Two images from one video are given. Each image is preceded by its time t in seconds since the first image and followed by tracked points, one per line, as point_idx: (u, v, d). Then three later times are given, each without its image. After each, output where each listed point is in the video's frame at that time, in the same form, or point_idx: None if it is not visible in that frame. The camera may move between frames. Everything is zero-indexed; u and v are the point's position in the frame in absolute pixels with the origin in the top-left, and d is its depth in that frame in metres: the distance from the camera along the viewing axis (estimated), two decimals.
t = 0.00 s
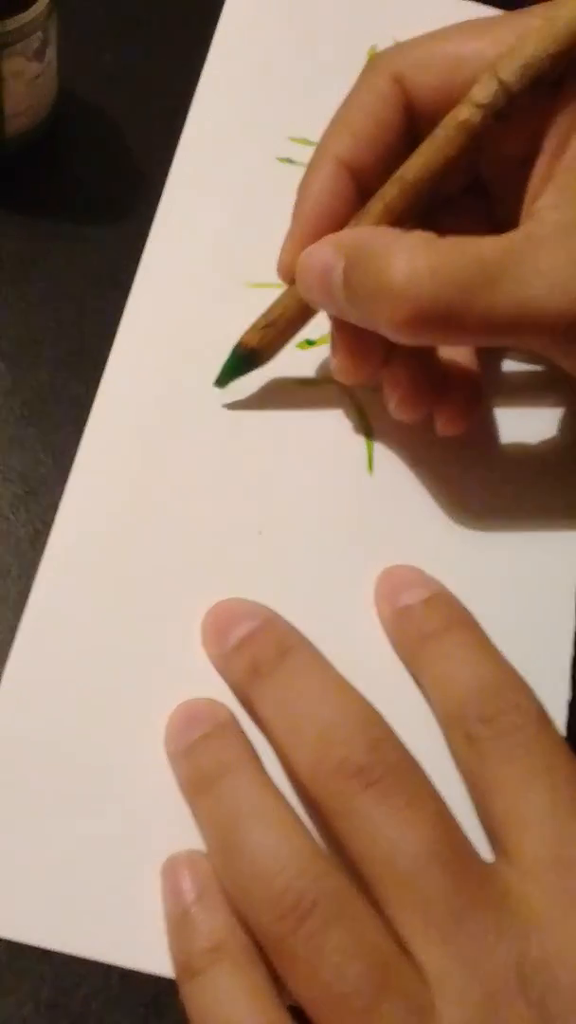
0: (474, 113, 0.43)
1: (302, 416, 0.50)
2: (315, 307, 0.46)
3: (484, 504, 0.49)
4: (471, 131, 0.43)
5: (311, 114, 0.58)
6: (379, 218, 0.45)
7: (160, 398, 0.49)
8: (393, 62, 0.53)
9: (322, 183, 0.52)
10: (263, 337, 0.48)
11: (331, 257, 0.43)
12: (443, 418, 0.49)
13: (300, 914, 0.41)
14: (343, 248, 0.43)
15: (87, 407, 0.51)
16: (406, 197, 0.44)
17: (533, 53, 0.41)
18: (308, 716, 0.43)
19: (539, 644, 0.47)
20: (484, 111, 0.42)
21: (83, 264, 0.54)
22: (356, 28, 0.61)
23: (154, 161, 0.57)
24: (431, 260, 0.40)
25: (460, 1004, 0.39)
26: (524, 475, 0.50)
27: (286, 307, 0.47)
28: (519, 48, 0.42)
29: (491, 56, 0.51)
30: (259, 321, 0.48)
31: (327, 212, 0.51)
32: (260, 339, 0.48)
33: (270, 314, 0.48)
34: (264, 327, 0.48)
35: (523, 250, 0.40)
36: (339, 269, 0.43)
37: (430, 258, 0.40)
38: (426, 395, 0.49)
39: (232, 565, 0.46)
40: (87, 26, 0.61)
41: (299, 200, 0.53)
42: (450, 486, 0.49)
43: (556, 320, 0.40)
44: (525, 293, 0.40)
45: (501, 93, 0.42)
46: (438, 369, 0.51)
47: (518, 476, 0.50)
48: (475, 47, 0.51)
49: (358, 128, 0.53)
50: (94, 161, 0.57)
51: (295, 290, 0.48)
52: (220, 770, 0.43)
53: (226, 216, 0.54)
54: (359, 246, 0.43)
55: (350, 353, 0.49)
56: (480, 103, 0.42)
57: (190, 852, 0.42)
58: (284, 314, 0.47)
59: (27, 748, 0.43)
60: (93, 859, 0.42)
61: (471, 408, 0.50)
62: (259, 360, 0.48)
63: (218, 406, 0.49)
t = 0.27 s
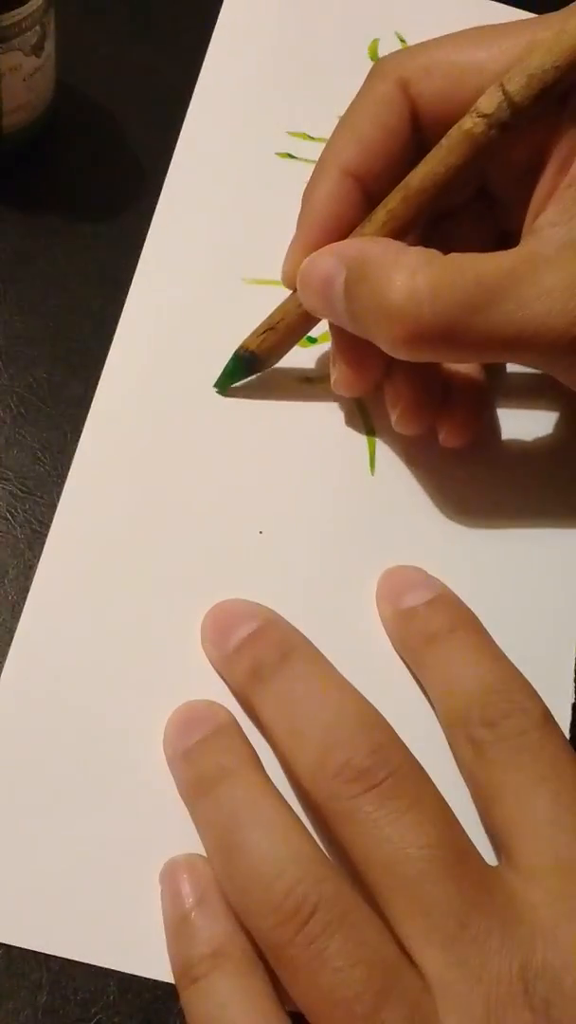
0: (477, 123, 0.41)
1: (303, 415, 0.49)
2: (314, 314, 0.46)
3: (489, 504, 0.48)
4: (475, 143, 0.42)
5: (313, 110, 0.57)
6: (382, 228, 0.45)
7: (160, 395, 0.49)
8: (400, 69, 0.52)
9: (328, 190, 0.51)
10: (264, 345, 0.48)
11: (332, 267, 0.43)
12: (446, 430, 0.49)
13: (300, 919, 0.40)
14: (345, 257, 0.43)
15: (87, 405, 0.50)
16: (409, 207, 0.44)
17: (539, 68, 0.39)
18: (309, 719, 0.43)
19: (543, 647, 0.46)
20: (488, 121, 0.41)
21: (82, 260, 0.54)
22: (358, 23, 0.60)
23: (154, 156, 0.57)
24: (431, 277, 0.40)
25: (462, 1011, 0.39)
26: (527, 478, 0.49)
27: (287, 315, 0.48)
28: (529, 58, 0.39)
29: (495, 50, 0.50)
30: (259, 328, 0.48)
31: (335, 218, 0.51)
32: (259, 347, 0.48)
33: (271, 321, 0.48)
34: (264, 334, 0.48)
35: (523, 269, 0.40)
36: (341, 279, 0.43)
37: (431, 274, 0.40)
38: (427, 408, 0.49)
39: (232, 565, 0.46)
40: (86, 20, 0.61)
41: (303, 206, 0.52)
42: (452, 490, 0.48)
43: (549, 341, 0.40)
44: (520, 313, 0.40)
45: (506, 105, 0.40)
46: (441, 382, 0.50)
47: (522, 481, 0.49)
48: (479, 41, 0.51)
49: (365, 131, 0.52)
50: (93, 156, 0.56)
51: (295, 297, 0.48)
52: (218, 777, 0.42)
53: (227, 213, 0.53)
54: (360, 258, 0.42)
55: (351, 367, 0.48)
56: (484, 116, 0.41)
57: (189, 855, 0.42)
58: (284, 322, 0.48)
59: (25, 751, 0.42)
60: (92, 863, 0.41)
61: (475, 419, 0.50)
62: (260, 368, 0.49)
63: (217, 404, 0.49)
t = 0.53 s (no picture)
0: (475, 127, 0.41)
1: (303, 415, 0.49)
2: (313, 315, 0.46)
3: (489, 504, 0.48)
4: (474, 146, 0.42)
5: (313, 110, 0.57)
6: (381, 231, 0.45)
7: (160, 395, 0.49)
8: (402, 73, 0.52)
9: (328, 192, 0.51)
10: (264, 346, 0.48)
11: (331, 268, 0.43)
12: (445, 431, 0.49)
13: (300, 919, 0.40)
14: (343, 258, 0.43)
15: (87, 405, 0.50)
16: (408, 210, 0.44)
17: (537, 72, 0.39)
18: (309, 719, 0.43)
19: (543, 647, 0.46)
20: (486, 125, 0.41)
21: (82, 260, 0.54)
22: (358, 23, 0.60)
23: (153, 156, 0.57)
24: (430, 278, 0.40)
25: (462, 1011, 0.39)
26: (526, 479, 0.49)
27: (287, 316, 0.48)
28: (527, 63, 0.40)
29: (495, 50, 0.50)
30: (260, 328, 0.49)
31: (334, 220, 0.51)
32: (260, 348, 0.48)
33: (271, 322, 0.48)
34: (264, 335, 0.48)
35: (522, 270, 0.40)
36: (340, 281, 0.43)
37: (430, 275, 0.40)
38: (428, 409, 0.49)
39: (233, 565, 0.46)
40: (86, 21, 0.61)
41: (302, 208, 0.52)
42: (452, 491, 0.48)
43: (547, 342, 0.40)
44: (519, 314, 0.40)
45: (504, 110, 0.40)
46: (441, 383, 0.50)
47: (522, 482, 0.49)
48: (479, 41, 0.51)
49: (364, 131, 0.52)
50: (93, 156, 0.56)
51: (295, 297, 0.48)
52: (218, 778, 0.42)
53: (227, 213, 0.53)
54: (359, 260, 0.42)
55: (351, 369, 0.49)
56: (483, 119, 0.41)
57: (189, 855, 0.42)
58: (284, 323, 0.48)
59: (25, 751, 0.42)
60: (92, 863, 0.41)
61: (475, 418, 0.50)
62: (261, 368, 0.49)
63: (217, 404, 0.49)
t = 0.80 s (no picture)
0: (474, 126, 0.41)
1: (303, 415, 0.49)
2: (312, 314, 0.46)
3: (489, 503, 0.48)
4: (473, 145, 0.42)
5: (313, 110, 0.57)
6: (379, 229, 0.45)
7: (160, 395, 0.49)
8: (400, 72, 0.52)
9: (327, 192, 0.51)
10: (263, 346, 0.48)
11: (331, 267, 0.43)
12: (446, 430, 0.49)
13: (300, 918, 0.40)
14: (342, 257, 0.42)
15: (87, 405, 0.50)
16: (407, 209, 0.44)
17: (536, 72, 0.39)
18: (309, 718, 0.43)
19: (543, 646, 0.46)
20: (485, 125, 0.41)
21: (82, 260, 0.54)
22: (358, 23, 0.60)
23: (153, 156, 0.57)
24: (429, 277, 0.39)
25: (462, 1010, 0.39)
26: (526, 479, 0.49)
27: (286, 315, 0.48)
28: (526, 62, 0.40)
29: (495, 50, 0.50)
30: (259, 328, 0.49)
31: (333, 221, 0.51)
32: (259, 347, 0.48)
33: (270, 322, 0.48)
34: (263, 334, 0.48)
35: (521, 270, 0.40)
36: (339, 279, 0.43)
37: (429, 275, 0.40)
38: (427, 408, 0.49)
39: (233, 565, 0.46)
40: (86, 20, 0.61)
41: (300, 209, 0.52)
42: (452, 491, 0.48)
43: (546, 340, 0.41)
44: (518, 313, 0.40)
45: (503, 109, 0.40)
46: (441, 382, 0.50)
47: (522, 482, 0.49)
48: (479, 41, 0.51)
49: (363, 130, 0.52)
50: (93, 156, 0.56)
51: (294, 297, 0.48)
52: (218, 777, 0.42)
53: (227, 213, 0.53)
54: (358, 259, 0.42)
55: (350, 368, 0.49)
56: (482, 118, 0.41)
57: (189, 855, 0.42)
58: (283, 322, 0.48)
59: (25, 751, 0.42)
60: (92, 863, 0.41)
61: (476, 418, 0.50)
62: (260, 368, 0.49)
63: (217, 404, 0.49)
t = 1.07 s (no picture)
0: (473, 131, 0.41)
1: (303, 415, 0.49)
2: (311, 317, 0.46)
3: (489, 504, 0.48)
4: (471, 150, 0.42)
5: (313, 110, 0.57)
6: (378, 233, 0.45)
7: (160, 396, 0.49)
8: (398, 75, 0.52)
9: (326, 195, 0.51)
10: (262, 347, 0.48)
11: (330, 271, 0.43)
12: (449, 432, 0.49)
13: (300, 919, 0.40)
14: (341, 262, 0.42)
15: (87, 405, 0.50)
16: (405, 213, 0.44)
17: (535, 78, 0.39)
18: (309, 719, 0.43)
19: (543, 647, 0.46)
20: (483, 130, 0.41)
21: (82, 260, 0.54)
22: (358, 23, 0.60)
23: (154, 156, 0.57)
24: (427, 282, 0.40)
25: (461, 1011, 0.39)
26: (526, 479, 0.49)
27: (285, 316, 0.48)
28: (525, 68, 0.40)
29: (495, 51, 0.50)
30: (258, 329, 0.49)
31: (332, 224, 0.51)
32: (259, 347, 0.48)
33: (269, 323, 0.48)
34: (262, 335, 0.48)
35: (520, 274, 0.40)
36: (339, 283, 0.43)
37: (427, 279, 0.40)
38: (429, 409, 0.49)
39: (233, 565, 0.46)
40: (86, 21, 0.61)
41: (298, 214, 0.52)
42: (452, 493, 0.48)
43: (545, 346, 0.40)
44: (517, 317, 0.40)
45: (501, 114, 0.40)
46: (443, 382, 0.50)
47: (522, 483, 0.49)
48: (479, 43, 0.51)
49: (363, 132, 0.52)
50: (93, 156, 0.56)
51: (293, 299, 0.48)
52: (218, 777, 0.42)
53: (227, 213, 0.53)
54: (356, 264, 0.42)
55: (351, 370, 0.49)
56: (481, 123, 0.41)
57: (189, 855, 0.42)
58: (281, 324, 0.48)
59: (25, 752, 0.42)
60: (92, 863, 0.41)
61: (478, 419, 0.50)
62: (259, 368, 0.49)
63: (217, 404, 0.49)
